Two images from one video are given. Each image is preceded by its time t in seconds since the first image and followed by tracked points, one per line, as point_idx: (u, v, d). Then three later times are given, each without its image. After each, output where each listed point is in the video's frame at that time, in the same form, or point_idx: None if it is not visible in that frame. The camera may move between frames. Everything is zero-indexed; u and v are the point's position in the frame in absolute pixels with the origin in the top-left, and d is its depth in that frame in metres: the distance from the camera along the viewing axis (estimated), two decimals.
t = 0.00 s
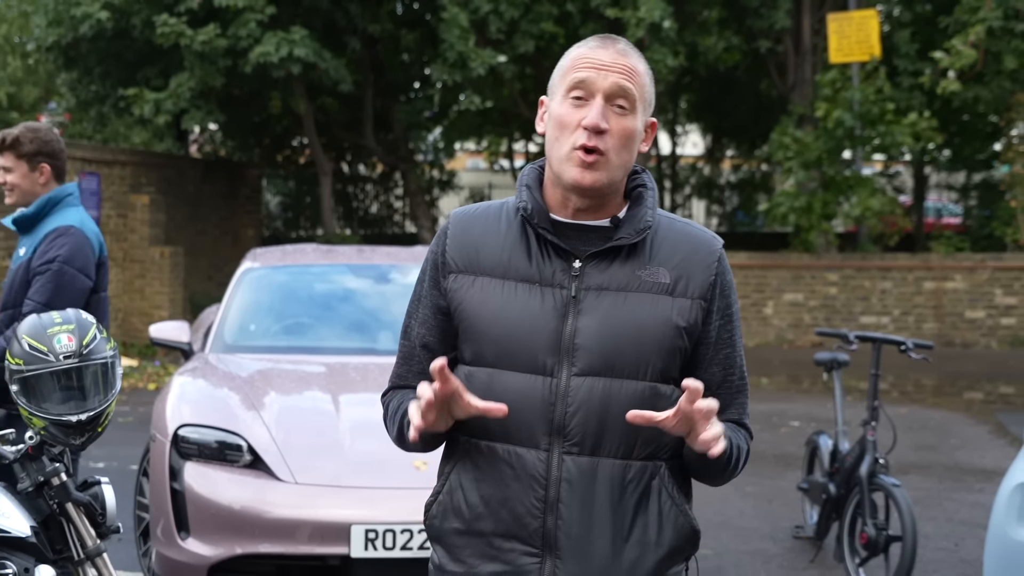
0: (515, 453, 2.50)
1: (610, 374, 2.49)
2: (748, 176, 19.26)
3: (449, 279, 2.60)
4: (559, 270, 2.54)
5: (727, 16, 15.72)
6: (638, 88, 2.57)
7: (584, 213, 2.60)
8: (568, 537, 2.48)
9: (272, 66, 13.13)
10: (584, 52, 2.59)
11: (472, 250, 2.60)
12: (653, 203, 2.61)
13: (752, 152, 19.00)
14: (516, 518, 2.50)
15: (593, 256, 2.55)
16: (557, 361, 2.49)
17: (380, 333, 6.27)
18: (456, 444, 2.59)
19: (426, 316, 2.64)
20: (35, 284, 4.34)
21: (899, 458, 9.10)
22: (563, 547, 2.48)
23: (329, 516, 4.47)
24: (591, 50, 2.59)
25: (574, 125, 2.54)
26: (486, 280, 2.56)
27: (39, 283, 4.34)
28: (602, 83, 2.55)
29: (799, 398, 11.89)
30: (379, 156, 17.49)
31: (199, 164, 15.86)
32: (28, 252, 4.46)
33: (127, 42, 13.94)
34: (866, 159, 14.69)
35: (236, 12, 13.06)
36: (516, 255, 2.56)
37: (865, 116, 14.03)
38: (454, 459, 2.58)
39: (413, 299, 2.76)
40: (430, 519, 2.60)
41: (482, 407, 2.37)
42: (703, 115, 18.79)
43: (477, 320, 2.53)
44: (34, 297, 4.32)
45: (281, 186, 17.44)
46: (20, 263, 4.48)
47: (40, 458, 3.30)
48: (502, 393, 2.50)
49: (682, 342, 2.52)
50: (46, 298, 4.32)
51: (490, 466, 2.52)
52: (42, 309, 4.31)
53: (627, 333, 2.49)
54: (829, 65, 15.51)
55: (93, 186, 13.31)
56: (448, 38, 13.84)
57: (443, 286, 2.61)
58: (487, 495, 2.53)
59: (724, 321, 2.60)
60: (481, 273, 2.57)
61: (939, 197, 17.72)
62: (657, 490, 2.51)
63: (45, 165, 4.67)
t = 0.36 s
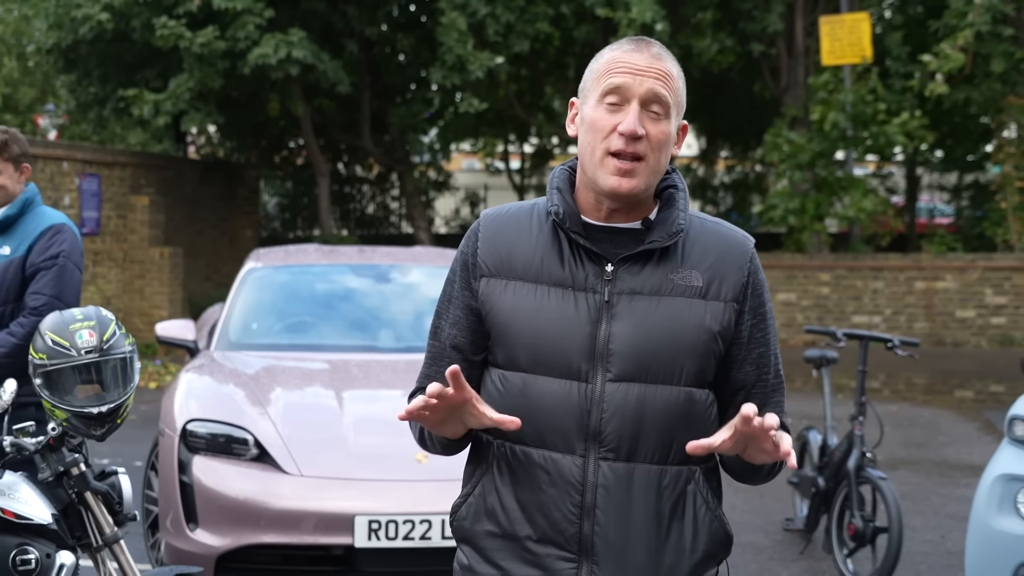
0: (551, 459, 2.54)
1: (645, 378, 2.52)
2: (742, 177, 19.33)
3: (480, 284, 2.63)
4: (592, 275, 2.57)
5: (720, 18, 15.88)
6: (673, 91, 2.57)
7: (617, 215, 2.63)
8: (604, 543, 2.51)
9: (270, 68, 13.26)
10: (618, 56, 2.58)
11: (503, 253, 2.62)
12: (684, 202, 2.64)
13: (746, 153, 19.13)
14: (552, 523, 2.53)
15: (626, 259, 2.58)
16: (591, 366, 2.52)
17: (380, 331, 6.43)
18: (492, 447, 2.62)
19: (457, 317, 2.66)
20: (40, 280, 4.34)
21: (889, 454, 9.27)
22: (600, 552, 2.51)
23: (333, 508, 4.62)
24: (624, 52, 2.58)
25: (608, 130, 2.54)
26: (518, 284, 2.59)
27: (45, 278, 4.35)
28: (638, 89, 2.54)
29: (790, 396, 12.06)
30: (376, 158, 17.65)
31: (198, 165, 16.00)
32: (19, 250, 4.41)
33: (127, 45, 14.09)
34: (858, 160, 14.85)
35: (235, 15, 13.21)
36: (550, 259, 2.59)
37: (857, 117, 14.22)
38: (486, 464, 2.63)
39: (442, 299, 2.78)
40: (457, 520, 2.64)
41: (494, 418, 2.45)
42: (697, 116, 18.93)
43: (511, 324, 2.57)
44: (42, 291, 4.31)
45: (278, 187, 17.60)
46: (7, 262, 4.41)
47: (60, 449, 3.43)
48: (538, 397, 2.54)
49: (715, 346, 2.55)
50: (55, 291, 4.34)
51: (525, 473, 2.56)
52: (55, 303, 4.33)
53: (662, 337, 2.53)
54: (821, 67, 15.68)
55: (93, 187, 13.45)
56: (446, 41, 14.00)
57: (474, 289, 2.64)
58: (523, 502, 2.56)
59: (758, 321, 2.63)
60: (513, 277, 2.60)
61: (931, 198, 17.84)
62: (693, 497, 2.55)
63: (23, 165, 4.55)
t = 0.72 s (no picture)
0: (548, 465, 2.49)
1: (637, 381, 2.49)
2: (726, 176, 19.45)
3: (470, 291, 2.57)
4: (581, 279, 2.52)
5: (704, 19, 16.07)
6: (650, 91, 2.52)
7: (602, 217, 2.57)
8: (604, 546, 2.48)
9: (260, 69, 13.37)
10: (592, 59, 2.53)
11: (492, 260, 2.57)
12: (669, 204, 2.59)
13: (730, 153, 19.39)
14: (552, 528, 2.49)
15: (615, 263, 2.53)
16: (585, 373, 2.48)
17: (372, 326, 6.57)
18: (485, 453, 2.58)
19: (446, 323, 2.61)
20: (41, 268, 4.30)
21: (869, 448, 9.46)
22: (600, 555, 2.48)
23: (328, 497, 4.76)
24: (597, 57, 2.53)
25: (588, 134, 2.50)
26: (509, 290, 2.54)
27: (47, 267, 4.32)
28: (614, 91, 2.49)
29: (773, 392, 12.27)
30: (363, 157, 17.78)
31: (186, 165, 16.10)
32: (13, 241, 4.33)
33: (116, 44, 14.19)
34: (840, 159, 15.04)
35: (224, 16, 13.32)
36: (539, 264, 2.54)
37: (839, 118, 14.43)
38: (483, 466, 2.58)
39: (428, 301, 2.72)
40: (452, 521, 2.59)
41: (491, 435, 2.40)
42: (682, 115, 19.08)
43: (503, 332, 2.52)
44: (46, 280, 4.29)
45: (265, 186, 17.73)
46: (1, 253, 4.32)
47: (69, 437, 3.54)
48: (532, 404, 2.50)
49: (705, 346, 2.52)
50: (58, 280, 4.32)
51: (522, 478, 2.52)
52: (59, 291, 4.31)
53: (654, 341, 2.49)
54: (804, 67, 15.88)
55: (83, 186, 13.54)
56: (435, 42, 14.17)
57: (463, 296, 2.59)
58: (521, 507, 2.52)
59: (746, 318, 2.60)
60: (503, 283, 2.55)
61: (913, 197, 18.08)
62: (689, 496, 2.52)
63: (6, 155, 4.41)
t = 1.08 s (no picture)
0: (514, 476, 2.30)
1: (597, 384, 2.31)
2: (710, 176, 19.65)
3: (416, 306, 2.37)
4: (532, 285, 2.34)
5: (688, 21, 16.27)
6: (572, 82, 2.35)
7: (545, 218, 2.39)
8: (580, 553, 2.29)
9: (249, 71, 13.51)
10: (508, 60, 2.36)
11: (437, 272, 2.37)
12: (612, 199, 2.43)
13: (715, 153, 19.54)
14: (524, 539, 2.30)
15: (565, 263, 2.36)
16: (544, 379, 2.30)
17: (363, 324, 6.69)
18: (440, 473, 2.37)
19: (395, 338, 2.37)
20: (43, 263, 4.42)
21: (851, 443, 9.64)
22: (577, 562, 2.29)
23: (323, 489, 4.90)
24: (512, 57, 2.36)
25: (515, 134, 2.31)
26: (459, 302, 2.35)
27: (48, 261, 4.44)
28: (535, 86, 2.32)
29: (756, 390, 12.47)
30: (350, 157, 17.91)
31: (174, 165, 16.19)
32: (18, 237, 4.46)
33: (106, 46, 14.30)
34: (823, 160, 15.26)
35: (213, 18, 13.41)
36: (487, 273, 2.35)
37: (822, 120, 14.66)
38: (443, 482, 2.37)
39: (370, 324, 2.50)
40: (418, 542, 2.38)
41: (446, 405, 2.13)
42: (666, 116, 19.28)
43: (457, 346, 2.32)
44: (46, 275, 4.40)
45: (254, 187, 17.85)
46: (6, 249, 4.45)
47: (79, 428, 3.63)
48: (489, 417, 2.31)
49: (662, 341, 2.37)
50: (58, 274, 4.43)
51: (487, 491, 2.32)
52: (59, 284, 4.42)
53: (611, 341, 2.32)
54: (787, 69, 16.11)
55: (74, 187, 13.64)
56: (422, 44, 14.33)
57: (408, 313, 2.38)
58: (489, 521, 2.32)
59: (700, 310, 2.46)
60: (452, 295, 2.35)
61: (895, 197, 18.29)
62: (659, 493, 2.36)
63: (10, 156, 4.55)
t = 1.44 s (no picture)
0: (452, 458, 2.23)
1: (533, 363, 2.23)
2: (702, 176, 19.47)
3: (354, 291, 2.31)
4: (468, 266, 2.27)
5: (681, 23, 16.45)
6: (510, 65, 2.29)
7: (478, 199, 2.34)
8: (520, 533, 2.21)
9: (245, 72, 13.63)
10: (450, 40, 2.30)
11: (374, 255, 2.31)
12: (547, 180, 2.35)
13: (710, 151, 19.22)
14: (463, 521, 2.23)
15: (499, 244, 2.29)
16: (481, 359, 2.23)
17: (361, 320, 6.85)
18: (380, 460, 2.29)
19: (337, 323, 2.29)
20: (66, 262, 4.80)
21: (839, 439, 9.84)
22: (518, 541, 2.21)
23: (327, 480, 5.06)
24: (454, 37, 2.30)
25: (451, 112, 2.26)
26: (395, 285, 2.28)
27: (70, 260, 4.81)
28: (472, 66, 2.26)
29: (747, 387, 12.65)
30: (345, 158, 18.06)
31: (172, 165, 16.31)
32: (40, 236, 4.83)
33: (103, 48, 14.43)
34: (814, 160, 15.44)
35: (210, 21, 13.53)
36: (423, 255, 2.29)
37: (812, 121, 14.87)
38: (384, 468, 2.29)
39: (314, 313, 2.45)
40: (365, 532, 2.30)
41: None
42: (659, 117, 19.45)
43: (394, 329, 2.25)
44: (69, 272, 4.78)
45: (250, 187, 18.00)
46: (30, 248, 4.82)
47: (97, 418, 3.77)
48: (426, 399, 2.24)
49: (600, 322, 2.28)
50: (79, 272, 4.81)
51: (425, 474, 2.24)
52: (81, 282, 4.80)
53: (547, 319, 2.24)
54: (778, 72, 16.30)
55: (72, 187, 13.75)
56: (417, 46, 14.46)
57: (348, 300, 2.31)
58: (428, 504, 2.25)
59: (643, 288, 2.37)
60: (388, 278, 2.29)
61: (886, 197, 18.41)
62: (602, 471, 2.26)
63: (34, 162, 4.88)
